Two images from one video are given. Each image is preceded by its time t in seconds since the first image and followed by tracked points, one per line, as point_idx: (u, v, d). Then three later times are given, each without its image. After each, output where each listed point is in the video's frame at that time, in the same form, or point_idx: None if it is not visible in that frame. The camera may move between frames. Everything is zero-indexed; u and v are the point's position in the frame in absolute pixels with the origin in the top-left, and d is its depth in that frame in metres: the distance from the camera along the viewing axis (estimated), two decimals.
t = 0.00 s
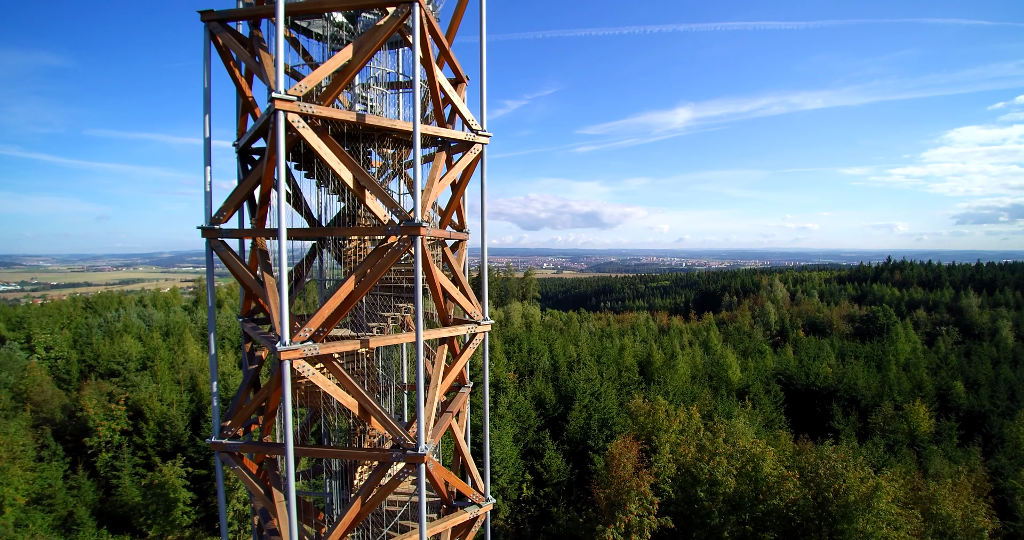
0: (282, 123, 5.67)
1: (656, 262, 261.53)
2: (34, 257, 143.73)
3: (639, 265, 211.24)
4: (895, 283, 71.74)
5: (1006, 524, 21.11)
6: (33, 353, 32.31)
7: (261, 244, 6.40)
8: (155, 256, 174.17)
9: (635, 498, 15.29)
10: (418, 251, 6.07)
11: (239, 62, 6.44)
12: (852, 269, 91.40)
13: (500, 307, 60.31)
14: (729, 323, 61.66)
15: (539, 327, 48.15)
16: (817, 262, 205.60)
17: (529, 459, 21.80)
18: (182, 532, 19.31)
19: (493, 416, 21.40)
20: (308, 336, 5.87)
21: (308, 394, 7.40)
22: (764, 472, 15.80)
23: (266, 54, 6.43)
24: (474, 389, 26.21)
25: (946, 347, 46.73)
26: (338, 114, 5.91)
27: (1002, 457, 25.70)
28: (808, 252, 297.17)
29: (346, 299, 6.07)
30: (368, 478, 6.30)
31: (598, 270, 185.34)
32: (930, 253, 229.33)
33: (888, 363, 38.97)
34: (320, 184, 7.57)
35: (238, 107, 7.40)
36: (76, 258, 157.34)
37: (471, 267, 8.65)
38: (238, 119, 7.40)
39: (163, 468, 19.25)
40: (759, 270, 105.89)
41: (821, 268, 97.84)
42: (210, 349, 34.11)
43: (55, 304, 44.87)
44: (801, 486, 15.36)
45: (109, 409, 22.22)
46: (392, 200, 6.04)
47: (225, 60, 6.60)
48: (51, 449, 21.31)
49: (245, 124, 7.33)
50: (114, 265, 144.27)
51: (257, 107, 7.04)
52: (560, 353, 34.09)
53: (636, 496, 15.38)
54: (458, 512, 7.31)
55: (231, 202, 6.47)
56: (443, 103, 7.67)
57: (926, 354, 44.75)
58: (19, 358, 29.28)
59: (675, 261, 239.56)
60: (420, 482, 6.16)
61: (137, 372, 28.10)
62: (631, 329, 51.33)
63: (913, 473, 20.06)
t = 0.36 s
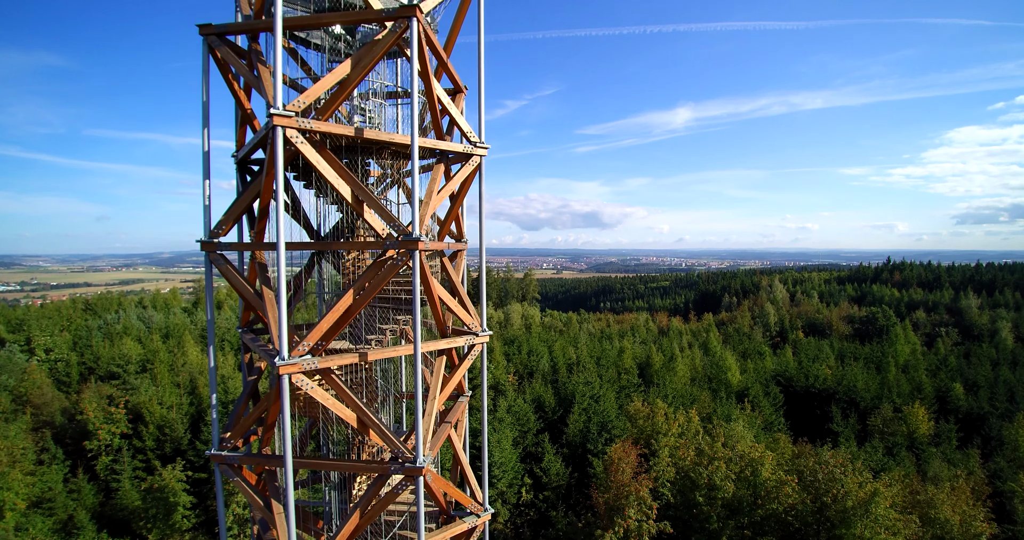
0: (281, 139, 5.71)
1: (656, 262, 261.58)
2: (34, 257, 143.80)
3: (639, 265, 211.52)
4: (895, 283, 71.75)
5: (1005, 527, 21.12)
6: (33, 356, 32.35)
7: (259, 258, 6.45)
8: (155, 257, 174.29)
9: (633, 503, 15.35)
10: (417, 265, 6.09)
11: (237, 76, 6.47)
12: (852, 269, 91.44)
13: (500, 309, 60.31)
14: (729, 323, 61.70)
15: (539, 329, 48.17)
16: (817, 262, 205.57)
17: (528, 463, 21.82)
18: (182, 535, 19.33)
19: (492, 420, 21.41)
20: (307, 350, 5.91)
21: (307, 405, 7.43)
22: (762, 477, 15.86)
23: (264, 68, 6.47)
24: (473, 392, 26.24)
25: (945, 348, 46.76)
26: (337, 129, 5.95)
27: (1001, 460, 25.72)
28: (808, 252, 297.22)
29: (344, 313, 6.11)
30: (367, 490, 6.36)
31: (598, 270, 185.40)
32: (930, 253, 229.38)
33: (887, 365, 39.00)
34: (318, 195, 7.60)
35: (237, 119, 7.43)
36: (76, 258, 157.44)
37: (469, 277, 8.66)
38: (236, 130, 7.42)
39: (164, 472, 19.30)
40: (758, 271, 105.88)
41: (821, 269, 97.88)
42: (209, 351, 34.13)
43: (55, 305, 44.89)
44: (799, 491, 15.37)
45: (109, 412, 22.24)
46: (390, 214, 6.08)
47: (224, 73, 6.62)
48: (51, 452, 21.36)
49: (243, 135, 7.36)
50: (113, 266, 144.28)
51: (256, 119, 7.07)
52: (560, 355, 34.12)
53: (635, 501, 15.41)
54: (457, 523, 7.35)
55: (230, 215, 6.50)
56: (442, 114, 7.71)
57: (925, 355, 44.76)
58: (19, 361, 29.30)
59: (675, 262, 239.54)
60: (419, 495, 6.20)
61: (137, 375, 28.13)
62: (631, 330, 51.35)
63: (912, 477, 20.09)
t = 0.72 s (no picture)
0: (280, 156, 5.75)
1: (656, 262, 261.53)
2: (34, 257, 143.82)
3: (638, 266, 211.62)
4: (894, 284, 71.75)
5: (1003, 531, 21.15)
6: (33, 358, 32.41)
7: (258, 271, 6.52)
8: (155, 257, 174.40)
9: (632, 508, 15.41)
10: (414, 280, 6.13)
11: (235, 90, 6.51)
12: (852, 270, 91.48)
13: (500, 310, 60.36)
14: (729, 324, 61.71)
15: (538, 330, 48.22)
16: (817, 262, 205.46)
17: (527, 466, 21.86)
18: None
19: (492, 422, 21.45)
20: (305, 365, 5.95)
21: (305, 415, 7.46)
22: (761, 482, 15.89)
23: (263, 83, 6.51)
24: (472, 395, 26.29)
25: (945, 350, 46.81)
26: (335, 144, 5.97)
27: (1000, 462, 25.76)
28: (808, 253, 297.29)
29: (342, 326, 6.16)
30: (365, 502, 6.41)
31: (598, 270, 185.56)
32: (930, 253, 229.36)
33: (887, 366, 39.03)
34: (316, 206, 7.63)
35: (235, 132, 7.46)
36: (76, 258, 157.41)
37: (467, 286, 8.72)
38: (235, 143, 7.46)
39: (164, 476, 19.37)
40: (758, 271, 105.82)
41: (821, 269, 97.89)
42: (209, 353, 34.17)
43: (55, 307, 44.95)
44: (797, 497, 15.41)
45: (109, 415, 22.28)
46: (388, 229, 6.12)
47: (221, 87, 6.65)
48: (51, 456, 21.41)
49: (242, 148, 7.39)
50: (113, 266, 144.30)
51: (254, 132, 7.09)
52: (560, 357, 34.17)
53: (634, 506, 15.45)
54: (454, 533, 7.39)
55: (229, 229, 6.55)
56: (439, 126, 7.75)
57: (925, 357, 44.78)
58: (19, 363, 29.34)
59: (675, 262, 239.57)
60: (417, 508, 6.24)
61: (137, 378, 28.16)
62: (631, 332, 51.38)
63: (910, 481, 20.11)
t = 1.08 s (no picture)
0: (278, 173, 5.79)
1: (656, 262, 261.57)
2: (34, 257, 143.89)
3: (639, 266, 211.86)
4: (894, 285, 71.76)
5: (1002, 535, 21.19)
6: (33, 361, 32.46)
7: (258, 286, 6.58)
8: (155, 257, 174.55)
9: (630, 513, 15.46)
10: (412, 295, 6.17)
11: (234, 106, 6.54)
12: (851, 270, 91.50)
13: (500, 311, 60.40)
14: (728, 326, 61.76)
15: (538, 332, 48.23)
16: (817, 262, 205.42)
17: (526, 470, 21.92)
18: None
19: (491, 426, 21.48)
20: (303, 381, 5.99)
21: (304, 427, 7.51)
22: (759, 487, 15.93)
23: (261, 98, 6.54)
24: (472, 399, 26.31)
25: (944, 351, 46.87)
26: (333, 161, 6.01)
27: (999, 466, 25.79)
28: (808, 253, 297.33)
29: (341, 342, 6.21)
30: (364, 515, 6.45)
31: (598, 270, 185.65)
32: (930, 253, 229.29)
33: (886, 369, 39.06)
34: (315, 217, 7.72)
35: (235, 144, 7.50)
36: (76, 259, 157.44)
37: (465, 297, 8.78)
38: (235, 155, 7.50)
39: (164, 480, 19.43)
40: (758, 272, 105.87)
41: (821, 270, 97.97)
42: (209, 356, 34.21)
43: (55, 309, 44.98)
44: (796, 502, 15.45)
45: (109, 419, 22.35)
46: (386, 245, 6.18)
47: (221, 101, 6.68)
48: (52, 460, 21.45)
49: (242, 160, 7.43)
50: (112, 266, 144.38)
51: (252, 145, 7.12)
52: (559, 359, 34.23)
53: (633, 511, 15.53)
54: None
55: (228, 244, 6.59)
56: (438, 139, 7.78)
57: (924, 359, 44.79)
58: (19, 366, 29.41)
59: (674, 262, 239.57)
60: (415, 522, 6.30)
61: (137, 381, 28.20)
62: (630, 333, 51.44)
63: (908, 485, 20.14)
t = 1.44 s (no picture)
0: (277, 193, 5.84)
1: (656, 261, 261.70)
2: (34, 257, 143.96)
3: (639, 266, 212.07)
4: (893, 286, 71.76)
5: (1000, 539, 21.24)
6: (33, 363, 32.52)
7: (257, 301, 6.65)
8: (155, 258, 174.65)
9: (629, 519, 15.52)
10: (411, 312, 6.21)
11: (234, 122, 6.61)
12: (851, 270, 91.59)
13: (499, 312, 60.44)
14: (728, 327, 61.79)
15: (538, 333, 48.26)
16: (818, 262, 205.38)
17: (526, 474, 21.98)
18: None
19: (490, 430, 21.52)
20: (302, 398, 6.04)
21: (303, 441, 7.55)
22: (758, 493, 15.96)
23: (261, 115, 6.61)
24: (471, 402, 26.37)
25: (943, 353, 46.92)
26: (332, 179, 6.06)
27: (998, 469, 25.83)
28: (808, 253, 297.32)
29: (339, 358, 6.25)
30: (363, 529, 6.50)
31: (597, 270, 185.80)
32: (931, 253, 229.23)
33: (885, 371, 39.11)
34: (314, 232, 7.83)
35: (235, 158, 7.55)
36: (75, 259, 157.44)
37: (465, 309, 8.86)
38: (234, 169, 7.56)
39: (164, 484, 19.50)
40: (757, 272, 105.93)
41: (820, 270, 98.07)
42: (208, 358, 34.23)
43: (55, 311, 45.03)
44: (794, 508, 15.50)
45: (109, 423, 22.40)
46: (385, 262, 6.22)
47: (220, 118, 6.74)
48: (52, 463, 21.49)
49: (241, 174, 7.48)
50: (112, 266, 144.41)
51: (251, 160, 7.17)
52: (558, 362, 34.30)
53: (631, 517, 15.60)
54: None
55: (228, 260, 6.66)
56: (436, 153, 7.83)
57: (923, 360, 44.82)
58: (20, 369, 29.45)
59: (674, 262, 239.56)
60: (414, 536, 6.34)
61: (137, 384, 28.23)
62: (630, 335, 51.51)
63: (906, 490, 20.16)
